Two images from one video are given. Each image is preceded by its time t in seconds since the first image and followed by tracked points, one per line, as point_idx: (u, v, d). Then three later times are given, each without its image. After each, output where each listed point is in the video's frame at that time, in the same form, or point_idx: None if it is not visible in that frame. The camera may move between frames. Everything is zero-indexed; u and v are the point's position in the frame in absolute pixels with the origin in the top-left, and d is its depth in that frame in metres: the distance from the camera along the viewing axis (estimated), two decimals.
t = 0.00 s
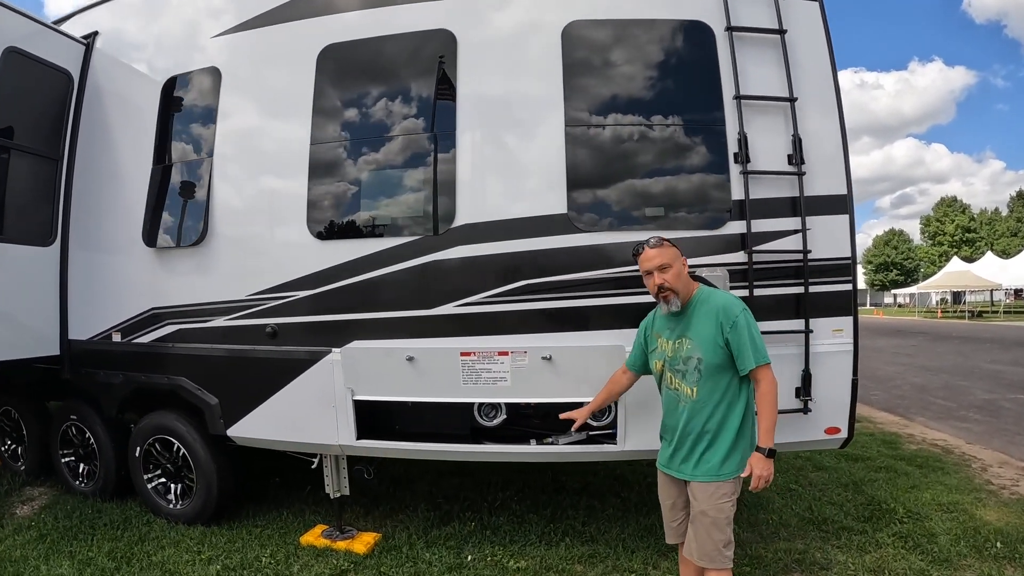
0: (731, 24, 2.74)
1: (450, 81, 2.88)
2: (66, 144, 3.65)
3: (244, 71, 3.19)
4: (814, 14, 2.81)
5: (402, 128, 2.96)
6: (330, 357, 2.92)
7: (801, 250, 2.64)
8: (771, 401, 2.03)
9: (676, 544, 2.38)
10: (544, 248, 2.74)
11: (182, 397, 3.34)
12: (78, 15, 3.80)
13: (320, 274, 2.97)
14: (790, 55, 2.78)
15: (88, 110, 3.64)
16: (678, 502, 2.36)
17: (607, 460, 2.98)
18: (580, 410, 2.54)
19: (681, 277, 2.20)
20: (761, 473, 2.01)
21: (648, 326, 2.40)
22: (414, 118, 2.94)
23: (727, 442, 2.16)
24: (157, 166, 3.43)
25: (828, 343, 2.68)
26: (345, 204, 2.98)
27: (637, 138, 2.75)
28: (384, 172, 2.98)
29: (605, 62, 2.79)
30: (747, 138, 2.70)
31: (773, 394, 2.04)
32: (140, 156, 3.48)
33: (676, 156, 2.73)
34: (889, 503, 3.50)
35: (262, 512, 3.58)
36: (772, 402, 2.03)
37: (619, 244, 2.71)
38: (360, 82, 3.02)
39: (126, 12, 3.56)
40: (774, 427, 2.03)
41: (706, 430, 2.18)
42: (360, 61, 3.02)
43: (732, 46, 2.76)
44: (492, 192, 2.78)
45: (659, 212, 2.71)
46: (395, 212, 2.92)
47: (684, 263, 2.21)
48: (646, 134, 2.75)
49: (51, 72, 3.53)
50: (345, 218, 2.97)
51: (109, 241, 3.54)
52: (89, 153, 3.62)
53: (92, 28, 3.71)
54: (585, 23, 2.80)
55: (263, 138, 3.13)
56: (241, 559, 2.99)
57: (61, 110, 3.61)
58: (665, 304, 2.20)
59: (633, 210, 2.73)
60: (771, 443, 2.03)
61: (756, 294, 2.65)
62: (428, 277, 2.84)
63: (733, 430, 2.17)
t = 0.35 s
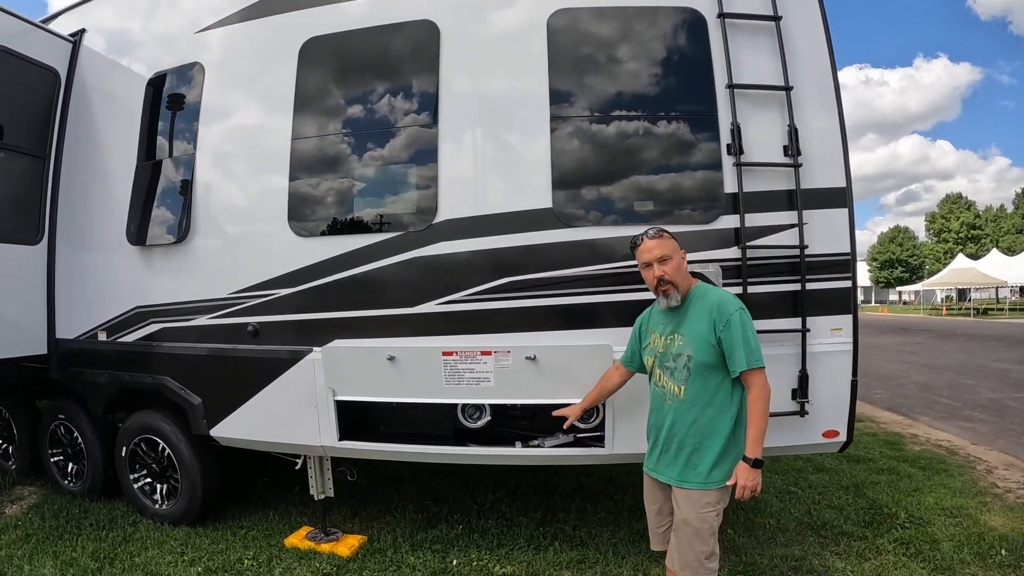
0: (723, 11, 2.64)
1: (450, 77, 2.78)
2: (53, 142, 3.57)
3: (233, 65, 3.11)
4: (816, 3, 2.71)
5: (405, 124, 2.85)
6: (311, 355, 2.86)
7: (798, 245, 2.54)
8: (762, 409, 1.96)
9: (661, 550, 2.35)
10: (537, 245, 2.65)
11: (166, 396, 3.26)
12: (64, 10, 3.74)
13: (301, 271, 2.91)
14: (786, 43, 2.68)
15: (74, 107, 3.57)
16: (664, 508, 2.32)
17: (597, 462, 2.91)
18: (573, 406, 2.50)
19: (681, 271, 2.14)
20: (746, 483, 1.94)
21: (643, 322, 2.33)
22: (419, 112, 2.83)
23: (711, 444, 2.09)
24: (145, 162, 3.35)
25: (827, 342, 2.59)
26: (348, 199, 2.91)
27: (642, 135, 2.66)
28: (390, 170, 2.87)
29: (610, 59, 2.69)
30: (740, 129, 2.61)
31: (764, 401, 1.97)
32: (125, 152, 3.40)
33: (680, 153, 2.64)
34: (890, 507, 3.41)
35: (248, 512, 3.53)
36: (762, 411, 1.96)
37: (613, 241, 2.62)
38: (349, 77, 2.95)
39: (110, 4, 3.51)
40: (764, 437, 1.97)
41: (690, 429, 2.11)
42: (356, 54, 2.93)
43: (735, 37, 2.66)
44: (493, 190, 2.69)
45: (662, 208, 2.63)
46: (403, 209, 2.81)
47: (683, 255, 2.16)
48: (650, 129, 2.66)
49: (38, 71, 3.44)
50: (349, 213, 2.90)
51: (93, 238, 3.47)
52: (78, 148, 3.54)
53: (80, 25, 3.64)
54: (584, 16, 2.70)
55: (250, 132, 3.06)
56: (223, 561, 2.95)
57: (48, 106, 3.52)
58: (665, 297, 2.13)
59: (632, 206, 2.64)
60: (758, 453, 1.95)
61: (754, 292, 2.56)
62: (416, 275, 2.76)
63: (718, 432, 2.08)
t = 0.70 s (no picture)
0: (721, 6, 2.59)
1: (447, 75, 2.73)
2: (45, 141, 3.52)
3: (227, 64, 3.06)
4: None
5: (405, 123, 2.79)
6: (302, 357, 2.82)
7: (798, 244, 2.48)
8: (766, 414, 1.92)
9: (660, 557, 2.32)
10: (534, 246, 2.60)
11: (156, 398, 3.22)
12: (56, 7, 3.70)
13: (293, 271, 2.87)
14: (785, 38, 2.63)
15: (67, 105, 3.52)
16: (663, 515, 2.29)
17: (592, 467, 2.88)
18: (550, 397, 2.49)
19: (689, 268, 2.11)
20: (751, 491, 1.89)
21: (644, 322, 2.29)
22: (421, 110, 2.76)
23: (710, 447, 2.04)
24: (139, 161, 3.29)
25: (827, 344, 2.54)
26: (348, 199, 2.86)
27: (642, 134, 2.61)
28: (389, 169, 2.81)
29: (611, 58, 2.64)
30: (739, 125, 2.56)
31: (767, 406, 1.92)
32: (117, 150, 3.35)
33: (681, 151, 2.59)
34: (892, 511, 3.36)
35: (240, 515, 3.49)
36: (766, 415, 1.92)
37: (610, 241, 2.57)
38: (344, 77, 2.90)
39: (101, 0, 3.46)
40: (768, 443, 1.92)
41: (689, 431, 2.06)
42: (351, 53, 2.89)
43: (737, 36, 2.61)
44: (491, 188, 2.64)
45: (661, 208, 2.58)
46: (401, 208, 2.75)
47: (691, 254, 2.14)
48: (651, 128, 2.61)
49: (29, 69, 3.39)
50: (349, 214, 2.84)
51: (84, 236, 3.42)
52: (70, 147, 3.49)
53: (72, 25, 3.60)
54: (584, 14, 2.66)
55: (243, 131, 3.01)
56: (214, 564, 2.92)
57: (40, 104, 3.47)
58: (672, 296, 2.10)
59: (631, 206, 2.59)
60: (763, 460, 1.91)
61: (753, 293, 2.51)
62: (410, 276, 2.72)
63: (718, 435, 2.04)
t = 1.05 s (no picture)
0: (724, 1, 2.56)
1: (445, 72, 2.69)
2: (39, 139, 3.47)
3: (222, 63, 3.02)
4: None
5: (403, 121, 2.75)
6: (297, 357, 2.79)
7: (801, 243, 2.46)
8: (768, 420, 1.88)
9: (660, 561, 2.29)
10: (532, 246, 2.56)
11: (151, 398, 3.18)
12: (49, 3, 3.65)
13: (288, 270, 2.83)
14: (788, 33, 2.59)
15: (60, 102, 3.47)
16: (662, 519, 2.26)
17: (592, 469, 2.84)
18: (556, 396, 2.47)
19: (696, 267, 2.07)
20: (754, 499, 1.85)
21: (649, 319, 2.26)
22: (420, 109, 2.72)
23: (709, 450, 2.00)
24: (134, 158, 3.25)
25: (831, 344, 2.50)
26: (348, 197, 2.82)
27: (642, 132, 2.57)
28: (388, 167, 2.77)
29: (611, 57, 2.60)
30: (742, 122, 2.52)
31: (770, 411, 1.88)
32: (111, 148, 3.30)
33: (681, 150, 2.55)
34: (894, 512, 3.33)
35: (235, 517, 3.45)
36: (768, 420, 1.88)
37: (610, 241, 2.53)
38: (339, 76, 2.86)
39: None
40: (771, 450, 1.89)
41: (689, 431, 2.02)
42: (348, 51, 2.85)
43: (739, 34, 2.57)
44: (489, 187, 2.60)
45: (660, 207, 2.54)
46: (399, 207, 2.71)
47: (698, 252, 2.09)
48: (650, 126, 2.57)
49: (22, 66, 3.34)
50: (349, 213, 2.80)
51: (78, 235, 3.38)
52: (64, 145, 3.45)
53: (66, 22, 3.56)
54: (583, 13, 2.62)
55: (237, 129, 2.98)
56: (210, 567, 2.89)
57: (33, 101, 3.43)
58: (678, 292, 2.06)
59: (631, 205, 2.55)
60: (766, 466, 1.88)
61: (755, 292, 2.48)
62: (407, 276, 2.68)
63: (718, 437, 2.00)
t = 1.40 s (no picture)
0: None
1: (443, 71, 2.67)
2: (36, 137, 3.45)
3: (219, 61, 3.00)
4: None
5: (401, 118, 2.73)
6: (294, 357, 2.77)
7: (804, 241, 2.44)
8: (767, 425, 1.84)
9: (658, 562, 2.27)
10: (531, 245, 2.55)
11: (148, 398, 3.16)
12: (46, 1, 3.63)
13: (286, 269, 2.81)
14: (790, 30, 2.57)
15: (57, 99, 3.45)
16: (659, 519, 2.25)
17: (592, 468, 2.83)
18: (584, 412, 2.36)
19: (670, 279, 2.02)
20: (749, 504, 1.84)
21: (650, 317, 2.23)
22: (419, 108, 2.70)
23: (708, 454, 1.98)
24: (132, 156, 3.22)
25: (832, 343, 2.49)
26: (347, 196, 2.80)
27: (642, 130, 2.55)
28: (387, 166, 2.75)
29: (610, 56, 2.58)
30: (743, 119, 2.50)
31: (769, 416, 1.85)
32: (108, 145, 3.28)
33: (682, 148, 2.53)
34: (895, 512, 3.32)
35: (233, 517, 3.44)
36: (767, 426, 1.85)
37: (609, 239, 2.51)
38: (337, 77, 2.85)
39: None
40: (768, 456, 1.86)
41: (688, 434, 2.00)
42: (346, 50, 2.83)
43: (739, 33, 2.56)
44: (488, 186, 2.59)
45: (659, 206, 2.52)
46: (398, 206, 2.69)
47: (681, 264, 2.00)
48: (649, 125, 2.55)
49: (19, 64, 3.32)
50: (348, 211, 2.77)
51: (75, 234, 3.35)
52: (62, 142, 3.42)
53: (63, 20, 3.54)
54: (583, 12, 2.60)
55: (235, 128, 2.96)
56: (207, 567, 2.87)
57: (30, 99, 3.40)
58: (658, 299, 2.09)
59: (631, 203, 2.53)
60: (761, 472, 1.85)
61: (756, 291, 2.46)
62: (405, 275, 2.66)
63: (716, 441, 1.98)
